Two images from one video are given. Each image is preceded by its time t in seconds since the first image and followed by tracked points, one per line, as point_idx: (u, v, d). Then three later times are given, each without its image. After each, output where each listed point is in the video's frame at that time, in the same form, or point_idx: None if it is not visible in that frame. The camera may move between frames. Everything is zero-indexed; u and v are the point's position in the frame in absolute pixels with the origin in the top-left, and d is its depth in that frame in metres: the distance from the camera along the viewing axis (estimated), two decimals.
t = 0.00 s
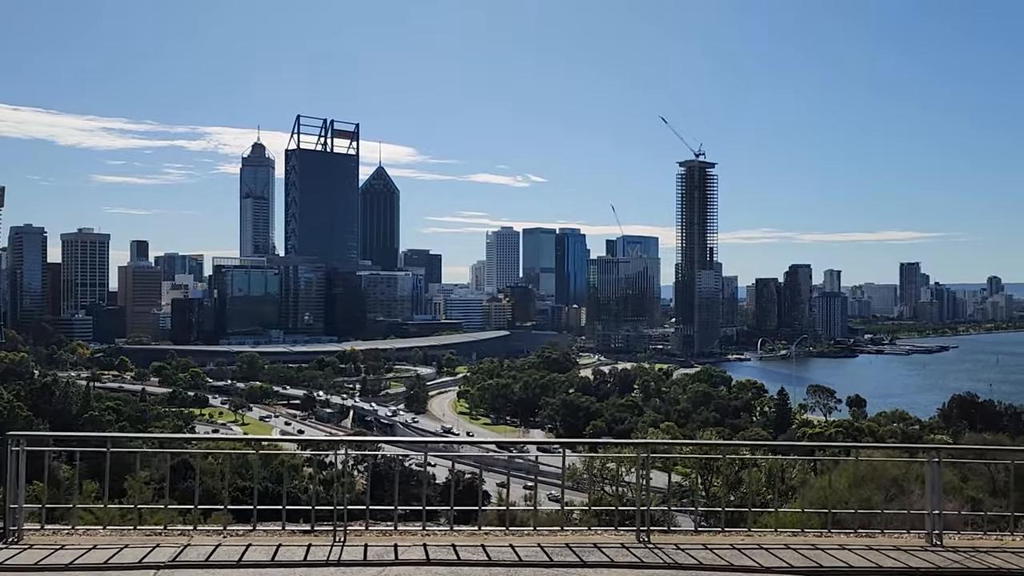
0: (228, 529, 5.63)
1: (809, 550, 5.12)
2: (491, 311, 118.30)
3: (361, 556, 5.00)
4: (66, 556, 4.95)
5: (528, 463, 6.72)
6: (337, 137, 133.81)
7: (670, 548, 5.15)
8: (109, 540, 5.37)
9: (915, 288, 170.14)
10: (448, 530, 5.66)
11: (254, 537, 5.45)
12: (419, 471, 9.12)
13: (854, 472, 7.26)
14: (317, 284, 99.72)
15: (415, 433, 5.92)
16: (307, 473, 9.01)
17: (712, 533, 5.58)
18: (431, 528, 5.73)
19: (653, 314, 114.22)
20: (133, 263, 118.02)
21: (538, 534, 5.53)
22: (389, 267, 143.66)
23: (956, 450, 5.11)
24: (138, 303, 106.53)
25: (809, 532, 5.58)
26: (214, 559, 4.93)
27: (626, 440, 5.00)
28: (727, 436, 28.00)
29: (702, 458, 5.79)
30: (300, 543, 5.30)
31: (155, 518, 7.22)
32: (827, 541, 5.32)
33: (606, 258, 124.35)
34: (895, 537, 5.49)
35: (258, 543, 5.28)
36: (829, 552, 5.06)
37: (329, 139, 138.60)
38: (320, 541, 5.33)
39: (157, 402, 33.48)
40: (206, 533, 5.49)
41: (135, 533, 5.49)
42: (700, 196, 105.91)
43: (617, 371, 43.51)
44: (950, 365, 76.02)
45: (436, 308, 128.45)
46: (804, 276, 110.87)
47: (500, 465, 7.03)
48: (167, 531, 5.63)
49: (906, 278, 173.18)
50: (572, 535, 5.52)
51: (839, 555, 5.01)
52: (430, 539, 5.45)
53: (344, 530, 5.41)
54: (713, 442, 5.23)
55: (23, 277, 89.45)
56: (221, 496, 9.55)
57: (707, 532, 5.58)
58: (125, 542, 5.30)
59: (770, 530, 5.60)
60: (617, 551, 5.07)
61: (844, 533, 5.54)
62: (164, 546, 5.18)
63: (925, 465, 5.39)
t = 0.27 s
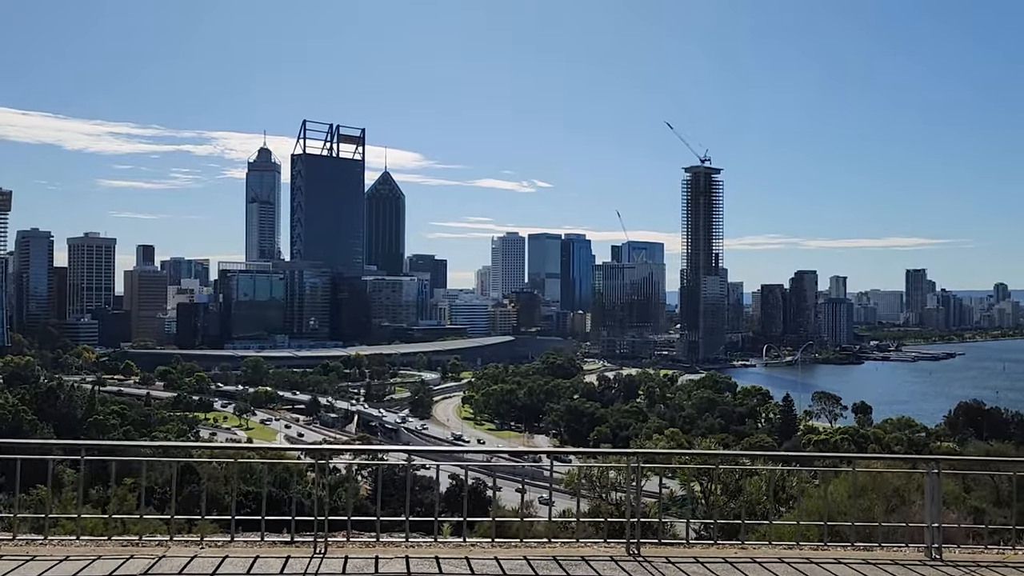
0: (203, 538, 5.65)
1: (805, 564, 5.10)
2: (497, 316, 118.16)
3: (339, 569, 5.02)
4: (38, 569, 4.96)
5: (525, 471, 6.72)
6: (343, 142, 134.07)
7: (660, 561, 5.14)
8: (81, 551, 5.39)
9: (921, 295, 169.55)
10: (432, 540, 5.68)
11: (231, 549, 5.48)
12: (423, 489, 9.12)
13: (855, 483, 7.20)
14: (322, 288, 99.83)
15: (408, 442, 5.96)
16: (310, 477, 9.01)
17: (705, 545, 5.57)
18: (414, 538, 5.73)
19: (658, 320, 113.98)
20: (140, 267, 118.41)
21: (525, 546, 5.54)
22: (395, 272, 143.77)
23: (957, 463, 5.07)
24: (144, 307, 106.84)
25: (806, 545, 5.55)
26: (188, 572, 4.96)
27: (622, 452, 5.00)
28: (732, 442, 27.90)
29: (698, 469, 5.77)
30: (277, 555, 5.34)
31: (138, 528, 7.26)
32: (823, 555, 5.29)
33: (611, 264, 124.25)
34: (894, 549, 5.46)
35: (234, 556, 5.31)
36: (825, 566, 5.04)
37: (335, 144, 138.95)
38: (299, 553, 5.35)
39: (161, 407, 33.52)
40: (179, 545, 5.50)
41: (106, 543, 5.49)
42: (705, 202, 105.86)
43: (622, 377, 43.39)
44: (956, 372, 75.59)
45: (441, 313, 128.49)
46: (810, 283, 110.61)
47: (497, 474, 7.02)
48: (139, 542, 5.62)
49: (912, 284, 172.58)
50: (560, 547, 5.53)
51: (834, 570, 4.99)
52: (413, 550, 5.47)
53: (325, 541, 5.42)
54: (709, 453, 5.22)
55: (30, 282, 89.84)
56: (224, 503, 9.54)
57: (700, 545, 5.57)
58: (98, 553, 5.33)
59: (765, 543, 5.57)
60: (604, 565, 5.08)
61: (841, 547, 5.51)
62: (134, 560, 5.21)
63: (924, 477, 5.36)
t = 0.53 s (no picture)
0: (182, 544, 5.79)
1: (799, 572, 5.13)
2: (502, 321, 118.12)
3: None
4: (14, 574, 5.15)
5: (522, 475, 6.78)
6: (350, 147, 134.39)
7: (648, 569, 5.21)
8: (57, 557, 5.55)
9: (929, 301, 168.97)
10: (416, 546, 5.78)
11: (209, 554, 5.61)
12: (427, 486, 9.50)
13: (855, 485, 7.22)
14: (328, 293, 100.05)
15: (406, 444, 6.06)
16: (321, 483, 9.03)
17: (698, 553, 5.61)
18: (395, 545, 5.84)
19: (664, 326, 113.79)
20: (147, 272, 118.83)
21: (513, 552, 5.62)
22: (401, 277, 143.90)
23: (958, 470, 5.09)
24: (151, 312, 107.19)
25: (803, 553, 5.58)
26: None
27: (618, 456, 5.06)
28: (738, 448, 27.84)
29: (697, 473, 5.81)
30: (255, 562, 5.46)
31: (128, 532, 7.43)
32: (820, 563, 5.32)
33: (617, 269, 124.15)
34: (893, 558, 5.47)
35: (211, 562, 5.45)
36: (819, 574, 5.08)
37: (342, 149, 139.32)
38: (278, 560, 5.48)
39: (167, 411, 33.57)
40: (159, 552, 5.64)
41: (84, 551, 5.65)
42: (711, 208, 105.76)
43: (628, 383, 43.33)
44: (964, 378, 75.36)
45: (446, 318, 128.53)
46: (817, 288, 110.33)
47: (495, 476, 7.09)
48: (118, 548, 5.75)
49: (919, 290, 172.05)
50: (548, 553, 5.61)
51: None
52: (395, 556, 5.57)
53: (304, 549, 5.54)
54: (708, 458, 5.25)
55: (37, 286, 90.23)
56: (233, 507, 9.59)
57: (694, 552, 5.61)
58: (73, 559, 5.49)
59: (760, 549, 5.60)
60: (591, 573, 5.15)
61: (838, 555, 5.53)
62: (107, 567, 5.35)
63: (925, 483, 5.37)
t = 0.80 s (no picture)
0: (158, 553, 5.89)
1: None
2: (508, 326, 118.10)
3: None
4: None
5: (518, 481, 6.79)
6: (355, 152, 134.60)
7: None
8: (31, 565, 5.65)
9: (935, 307, 168.48)
10: (397, 557, 5.81)
11: (184, 565, 5.71)
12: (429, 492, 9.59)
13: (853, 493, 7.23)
14: (334, 297, 100.12)
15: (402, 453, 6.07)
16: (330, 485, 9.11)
17: (689, 562, 5.63)
18: (380, 555, 5.87)
19: (669, 330, 113.64)
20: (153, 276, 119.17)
21: (499, 563, 5.67)
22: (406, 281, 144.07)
23: (956, 479, 5.10)
24: (157, 316, 107.47)
25: (796, 565, 5.57)
26: None
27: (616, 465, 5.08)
28: (743, 454, 27.78)
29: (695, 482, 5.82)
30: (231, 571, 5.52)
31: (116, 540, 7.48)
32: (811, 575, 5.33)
33: (623, 274, 124.10)
34: (891, 570, 5.43)
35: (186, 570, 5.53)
36: None
37: (348, 154, 139.51)
38: (255, 569, 5.54)
39: (172, 415, 33.59)
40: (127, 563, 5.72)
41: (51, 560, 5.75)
42: (717, 212, 105.68)
43: (633, 387, 43.28)
44: (970, 384, 75.01)
45: (452, 323, 128.57)
46: (823, 294, 110.11)
47: (492, 482, 7.12)
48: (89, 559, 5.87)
49: (926, 296, 171.58)
50: (536, 563, 5.65)
51: None
52: (376, 567, 5.61)
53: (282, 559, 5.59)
54: (707, 465, 5.25)
55: (44, 289, 90.54)
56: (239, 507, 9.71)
57: (684, 562, 5.63)
58: (47, 567, 5.58)
59: (753, 562, 5.60)
60: None
61: (833, 568, 5.52)
62: None
63: (923, 490, 5.39)
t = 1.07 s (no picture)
0: (127, 561, 6.21)
1: None
2: (511, 330, 118.03)
3: None
4: None
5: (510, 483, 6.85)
6: (359, 156, 134.76)
7: None
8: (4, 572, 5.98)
9: (939, 311, 168.01)
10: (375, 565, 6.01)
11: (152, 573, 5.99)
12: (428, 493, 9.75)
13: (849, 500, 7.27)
14: (337, 302, 100.23)
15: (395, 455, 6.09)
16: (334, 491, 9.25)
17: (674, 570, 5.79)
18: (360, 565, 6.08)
19: (672, 335, 113.47)
20: (157, 279, 119.39)
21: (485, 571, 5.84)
22: (409, 285, 144.15)
23: (952, 484, 5.15)
24: (160, 319, 107.67)
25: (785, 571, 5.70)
26: None
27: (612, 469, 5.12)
28: (745, 459, 27.72)
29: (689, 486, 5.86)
30: None
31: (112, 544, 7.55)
32: None
33: (626, 278, 124.02)
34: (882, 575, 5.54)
35: None
36: None
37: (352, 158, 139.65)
38: None
39: (175, 418, 33.61)
40: (91, 571, 6.03)
41: (20, 568, 6.06)
42: (720, 217, 105.64)
43: (636, 392, 43.19)
44: (974, 389, 74.70)
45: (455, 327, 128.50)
46: (826, 298, 109.90)
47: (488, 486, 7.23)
48: (57, 565, 6.18)
49: (930, 301, 171.15)
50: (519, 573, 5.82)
51: None
52: None
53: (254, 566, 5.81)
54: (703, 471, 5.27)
55: (48, 293, 90.78)
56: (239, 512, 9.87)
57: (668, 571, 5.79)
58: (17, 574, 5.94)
59: (742, 569, 5.74)
60: None
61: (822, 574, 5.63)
62: None
63: (916, 498, 5.46)
